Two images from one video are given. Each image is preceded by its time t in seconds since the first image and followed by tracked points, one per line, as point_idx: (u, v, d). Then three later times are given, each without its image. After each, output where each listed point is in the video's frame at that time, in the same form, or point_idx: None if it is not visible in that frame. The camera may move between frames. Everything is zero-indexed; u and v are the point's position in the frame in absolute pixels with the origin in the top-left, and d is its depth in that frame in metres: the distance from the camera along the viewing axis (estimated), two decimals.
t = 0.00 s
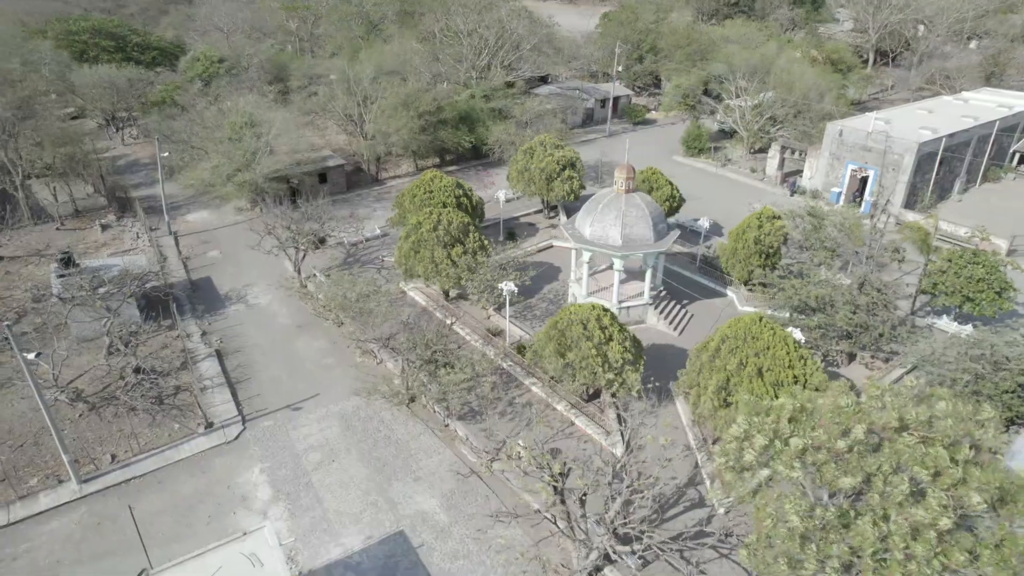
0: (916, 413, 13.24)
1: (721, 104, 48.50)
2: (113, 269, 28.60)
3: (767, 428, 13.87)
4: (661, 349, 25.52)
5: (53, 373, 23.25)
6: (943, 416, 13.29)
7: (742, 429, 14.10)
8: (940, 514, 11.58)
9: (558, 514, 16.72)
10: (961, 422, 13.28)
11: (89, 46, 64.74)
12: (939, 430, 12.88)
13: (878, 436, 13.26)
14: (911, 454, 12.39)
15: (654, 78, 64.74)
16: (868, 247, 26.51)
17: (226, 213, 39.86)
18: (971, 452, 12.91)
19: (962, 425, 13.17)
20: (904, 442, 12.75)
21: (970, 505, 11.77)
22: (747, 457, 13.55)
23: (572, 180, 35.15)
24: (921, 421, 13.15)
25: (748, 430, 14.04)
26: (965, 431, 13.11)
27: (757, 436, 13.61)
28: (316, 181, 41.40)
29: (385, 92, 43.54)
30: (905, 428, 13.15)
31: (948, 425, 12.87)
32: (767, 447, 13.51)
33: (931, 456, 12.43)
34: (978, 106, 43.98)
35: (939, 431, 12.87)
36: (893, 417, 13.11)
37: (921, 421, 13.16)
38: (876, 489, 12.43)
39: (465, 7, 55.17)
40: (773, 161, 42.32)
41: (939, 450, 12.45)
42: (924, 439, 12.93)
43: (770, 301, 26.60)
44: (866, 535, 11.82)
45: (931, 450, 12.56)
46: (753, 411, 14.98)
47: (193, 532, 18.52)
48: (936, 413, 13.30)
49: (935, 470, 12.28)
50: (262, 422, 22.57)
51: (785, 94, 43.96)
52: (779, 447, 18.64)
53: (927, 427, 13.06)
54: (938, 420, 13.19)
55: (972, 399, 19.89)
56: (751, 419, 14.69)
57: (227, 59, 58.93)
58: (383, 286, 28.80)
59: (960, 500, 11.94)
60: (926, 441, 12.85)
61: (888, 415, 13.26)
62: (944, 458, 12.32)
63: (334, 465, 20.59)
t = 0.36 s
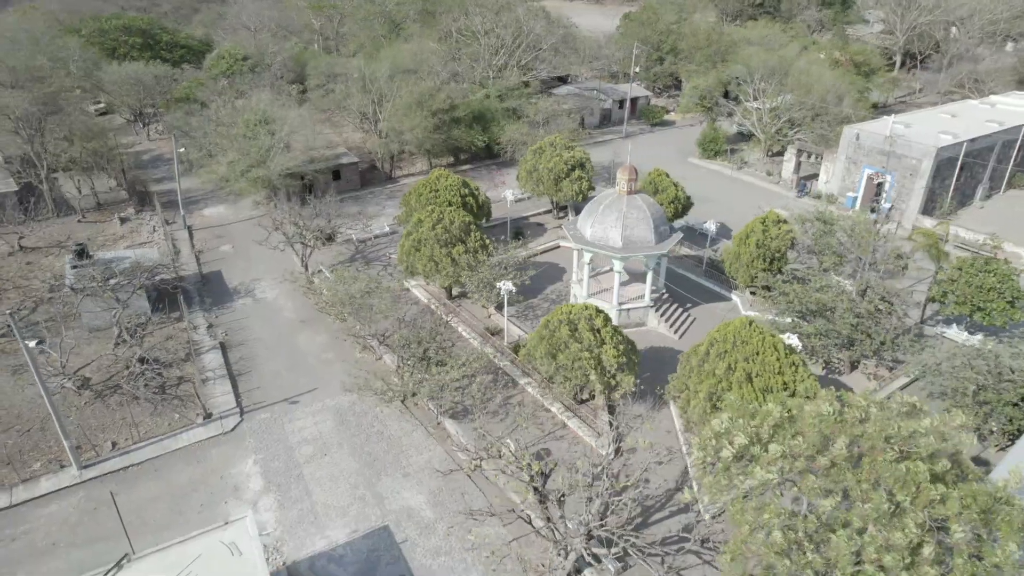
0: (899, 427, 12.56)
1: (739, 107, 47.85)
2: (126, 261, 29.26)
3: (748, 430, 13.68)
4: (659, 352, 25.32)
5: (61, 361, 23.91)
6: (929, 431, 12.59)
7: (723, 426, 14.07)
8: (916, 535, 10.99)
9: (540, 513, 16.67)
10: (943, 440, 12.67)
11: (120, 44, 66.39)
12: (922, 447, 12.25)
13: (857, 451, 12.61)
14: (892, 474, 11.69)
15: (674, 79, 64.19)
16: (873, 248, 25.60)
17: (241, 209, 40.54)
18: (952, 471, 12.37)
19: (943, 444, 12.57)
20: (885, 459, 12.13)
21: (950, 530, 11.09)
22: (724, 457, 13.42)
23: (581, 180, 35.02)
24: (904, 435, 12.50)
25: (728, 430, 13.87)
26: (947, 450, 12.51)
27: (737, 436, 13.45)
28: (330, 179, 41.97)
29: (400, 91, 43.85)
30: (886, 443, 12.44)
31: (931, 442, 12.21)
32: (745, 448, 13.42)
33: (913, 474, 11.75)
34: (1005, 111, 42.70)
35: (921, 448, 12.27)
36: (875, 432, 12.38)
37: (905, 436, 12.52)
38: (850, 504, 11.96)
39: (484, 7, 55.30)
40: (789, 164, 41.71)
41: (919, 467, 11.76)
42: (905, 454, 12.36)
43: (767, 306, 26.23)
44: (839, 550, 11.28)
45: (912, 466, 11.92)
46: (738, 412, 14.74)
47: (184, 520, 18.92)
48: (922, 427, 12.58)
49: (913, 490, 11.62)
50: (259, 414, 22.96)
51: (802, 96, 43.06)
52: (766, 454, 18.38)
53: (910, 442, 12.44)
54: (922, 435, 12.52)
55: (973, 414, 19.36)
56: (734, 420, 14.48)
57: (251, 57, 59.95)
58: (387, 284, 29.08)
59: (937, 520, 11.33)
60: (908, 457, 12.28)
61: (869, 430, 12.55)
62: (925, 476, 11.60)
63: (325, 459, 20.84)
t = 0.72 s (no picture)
0: (868, 436, 12.18)
1: (757, 109, 47.27)
2: (139, 253, 30.03)
3: (717, 441, 13.33)
4: (658, 354, 25.21)
5: (71, 349, 24.63)
6: (898, 441, 12.26)
7: (694, 439, 13.60)
8: (875, 547, 10.73)
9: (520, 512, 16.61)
10: (911, 452, 12.37)
11: (150, 42, 67.91)
12: (890, 457, 11.88)
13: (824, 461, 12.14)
14: (855, 484, 11.35)
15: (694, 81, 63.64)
16: (878, 253, 25.21)
17: (256, 204, 41.27)
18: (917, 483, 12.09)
19: (912, 456, 12.22)
20: (850, 467, 11.72)
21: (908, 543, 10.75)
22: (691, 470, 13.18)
23: (589, 181, 34.96)
24: (874, 444, 12.13)
25: (697, 441, 13.54)
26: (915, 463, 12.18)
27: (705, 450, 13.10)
28: (344, 176, 42.57)
29: (414, 90, 44.19)
30: (855, 452, 12.07)
31: (901, 452, 11.85)
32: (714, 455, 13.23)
33: (877, 483, 11.46)
34: None
35: (891, 458, 11.91)
36: (842, 440, 11.99)
37: (875, 445, 12.15)
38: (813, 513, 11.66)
39: (502, 7, 55.40)
40: (804, 168, 41.17)
41: (883, 477, 11.49)
42: (873, 463, 11.98)
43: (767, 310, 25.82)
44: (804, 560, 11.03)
45: (877, 476, 11.61)
46: (714, 418, 14.45)
47: (178, 508, 19.36)
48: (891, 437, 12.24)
49: (876, 501, 11.30)
50: (258, 406, 23.40)
51: (819, 98, 42.23)
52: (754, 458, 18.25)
53: (880, 451, 12.08)
54: (893, 445, 12.15)
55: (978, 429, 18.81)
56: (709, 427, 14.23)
57: (274, 56, 60.90)
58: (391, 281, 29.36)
59: (900, 535, 10.88)
60: (876, 467, 11.93)
61: (838, 438, 12.12)
62: (890, 487, 11.25)
63: (318, 452, 21.18)
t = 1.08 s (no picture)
0: (833, 440, 12.19)
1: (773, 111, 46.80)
2: (153, 246, 30.81)
3: (686, 445, 13.38)
4: (656, 355, 25.14)
5: (82, 337, 25.38)
6: (865, 445, 12.25)
7: (665, 440, 13.69)
8: (836, 549, 10.67)
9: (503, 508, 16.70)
10: (878, 457, 12.33)
11: (177, 41, 69.31)
12: (854, 461, 11.87)
13: (790, 465, 12.11)
14: (817, 486, 11.33)
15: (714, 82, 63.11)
16: (882, 256, 24.80)
17: (271, 200, 42.01)
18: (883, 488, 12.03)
19: (878, 462, 12.18)
20: (814, 470, 11.70)
21: (868, 547, 10.64)
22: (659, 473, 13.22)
23: (597, 181, 34.97)
24: (840, 448, 12.12)
25: (666, 444, 13.61)
26: (881, 469, 12.12)
27: (672, 454, 13.17)
28: (358, 174, 43.13)
29: (428, 89, 44.57)
30: (820, 456, 12.06)
31: (866, 457, 11.83)
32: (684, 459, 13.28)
33: (841, 486, 11.43)
34: None
35: (856, 462, 11.87)
36: (807, 443, 12.00)
37: (840, 449, 12.15)
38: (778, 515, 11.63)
39: (520, 8, 55.59)
40: (818, 171, 40.67)
41: (849, 483, 11.39)
42: (839, 466, 11.97)
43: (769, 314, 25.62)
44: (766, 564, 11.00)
45: (841, 479, 11.59)
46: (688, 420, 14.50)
47: (176, 493, 19.92)
48: (857, 441, 12.24)
49: (839, 504, 11.26)
50: (259, 397, 23.91)
51: (835, 101, 41.59)
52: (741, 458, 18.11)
53: (845, 455, 12.07)
54: (859, 450, 12.14)
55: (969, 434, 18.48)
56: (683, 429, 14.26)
57: (296, 55, 61.88)
58: (395, 278, 29.74)
59: (862, 538, 10.79)
60: (841, 471, 11.92)
61: (803, 441, 12.14)
62: (853, 490, 11.21)
63: (313, 443, 21.56)
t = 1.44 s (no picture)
0: (807, 442, 11.96)
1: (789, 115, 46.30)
2: (166, 239, 31.56)
3: (664, 438, 13.26)
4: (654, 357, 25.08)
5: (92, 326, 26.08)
6: (840, 448, 11.98)
7: (642, 434, 13.61)
8: (798, 555, 10.57)
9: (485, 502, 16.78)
10: (851, 463, 12.12)
11: (203, 41, 70.72)
12: (827, 464, 11.64)
13: (762, 467, 11.96)
14: (784, 491, 11.16)
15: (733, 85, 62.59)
16: (887, 260, 24.34)
17: (286, 197, 42.70)
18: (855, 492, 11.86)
19: (851, 466, 11.96)
20: (785, 473, 11.52)
21: (832, 555, 10.49)
22: (635, 467, 13.17)
23: (605, 182, 34.96)
24: (813, 450, 11.91)
25: (644, 437, 13.52)
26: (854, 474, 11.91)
27: (649, 446, 13.07)
28: (371, 172, 43.65)
29: (441, 90, 44.95)
30: (793, 458, 11.87)
31: (839, 460, 11.59)
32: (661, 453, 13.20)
33: (810, 491, 11.25)
34: None
35: (829, 466, 11.67)
36: (780, 445, 11.79)
37: (814, 452, 11.93)
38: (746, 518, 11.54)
39: (537, 9, 55.75)
40: (832, 176, 40.17)
41: (818, 487, 11.24)
42: (811, 470, 11.74)
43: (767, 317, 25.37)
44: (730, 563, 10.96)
45: (811, 483, 11.40)
46: (669, 417, 14.43)
47: (173, 480, 20.39)
48: (832, 444, 11.97)
49: (806, 509, 11.11)
50: (259, 389, 24.37)
51: (850, 105, 41.05)
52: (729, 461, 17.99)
53: (819, 458, 11.84)
54: (834, 452, 11.89)
55: (963, 443, 18.10)
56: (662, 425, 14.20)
57: (316, 55, 62.80)
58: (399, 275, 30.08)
59: (827, 543, 10.67)
60: (813, 474, 11.71)
61: (778, 442, 11.93)
62: (820, 495, 11.04)
63: (309, 435, 21.91)
